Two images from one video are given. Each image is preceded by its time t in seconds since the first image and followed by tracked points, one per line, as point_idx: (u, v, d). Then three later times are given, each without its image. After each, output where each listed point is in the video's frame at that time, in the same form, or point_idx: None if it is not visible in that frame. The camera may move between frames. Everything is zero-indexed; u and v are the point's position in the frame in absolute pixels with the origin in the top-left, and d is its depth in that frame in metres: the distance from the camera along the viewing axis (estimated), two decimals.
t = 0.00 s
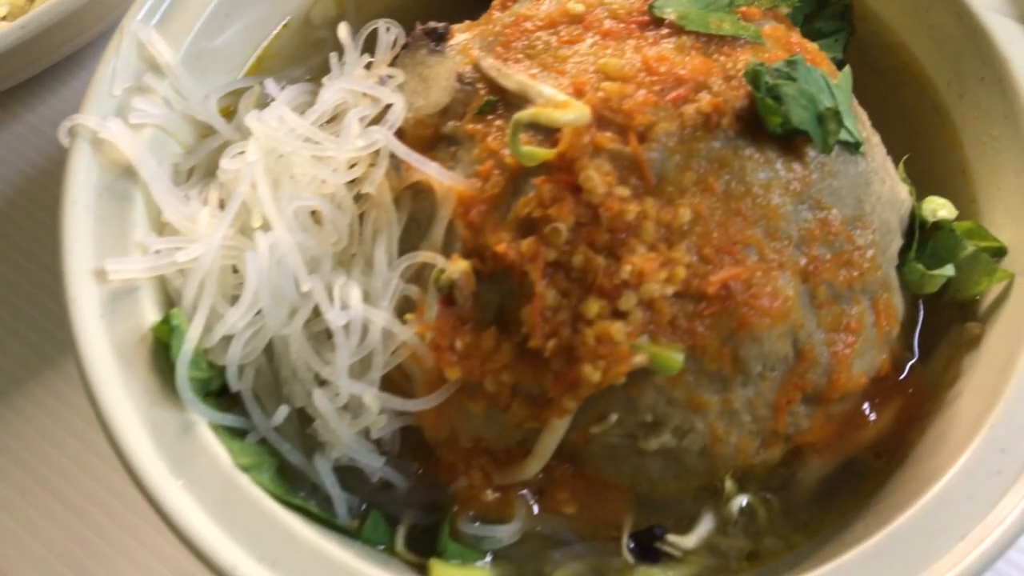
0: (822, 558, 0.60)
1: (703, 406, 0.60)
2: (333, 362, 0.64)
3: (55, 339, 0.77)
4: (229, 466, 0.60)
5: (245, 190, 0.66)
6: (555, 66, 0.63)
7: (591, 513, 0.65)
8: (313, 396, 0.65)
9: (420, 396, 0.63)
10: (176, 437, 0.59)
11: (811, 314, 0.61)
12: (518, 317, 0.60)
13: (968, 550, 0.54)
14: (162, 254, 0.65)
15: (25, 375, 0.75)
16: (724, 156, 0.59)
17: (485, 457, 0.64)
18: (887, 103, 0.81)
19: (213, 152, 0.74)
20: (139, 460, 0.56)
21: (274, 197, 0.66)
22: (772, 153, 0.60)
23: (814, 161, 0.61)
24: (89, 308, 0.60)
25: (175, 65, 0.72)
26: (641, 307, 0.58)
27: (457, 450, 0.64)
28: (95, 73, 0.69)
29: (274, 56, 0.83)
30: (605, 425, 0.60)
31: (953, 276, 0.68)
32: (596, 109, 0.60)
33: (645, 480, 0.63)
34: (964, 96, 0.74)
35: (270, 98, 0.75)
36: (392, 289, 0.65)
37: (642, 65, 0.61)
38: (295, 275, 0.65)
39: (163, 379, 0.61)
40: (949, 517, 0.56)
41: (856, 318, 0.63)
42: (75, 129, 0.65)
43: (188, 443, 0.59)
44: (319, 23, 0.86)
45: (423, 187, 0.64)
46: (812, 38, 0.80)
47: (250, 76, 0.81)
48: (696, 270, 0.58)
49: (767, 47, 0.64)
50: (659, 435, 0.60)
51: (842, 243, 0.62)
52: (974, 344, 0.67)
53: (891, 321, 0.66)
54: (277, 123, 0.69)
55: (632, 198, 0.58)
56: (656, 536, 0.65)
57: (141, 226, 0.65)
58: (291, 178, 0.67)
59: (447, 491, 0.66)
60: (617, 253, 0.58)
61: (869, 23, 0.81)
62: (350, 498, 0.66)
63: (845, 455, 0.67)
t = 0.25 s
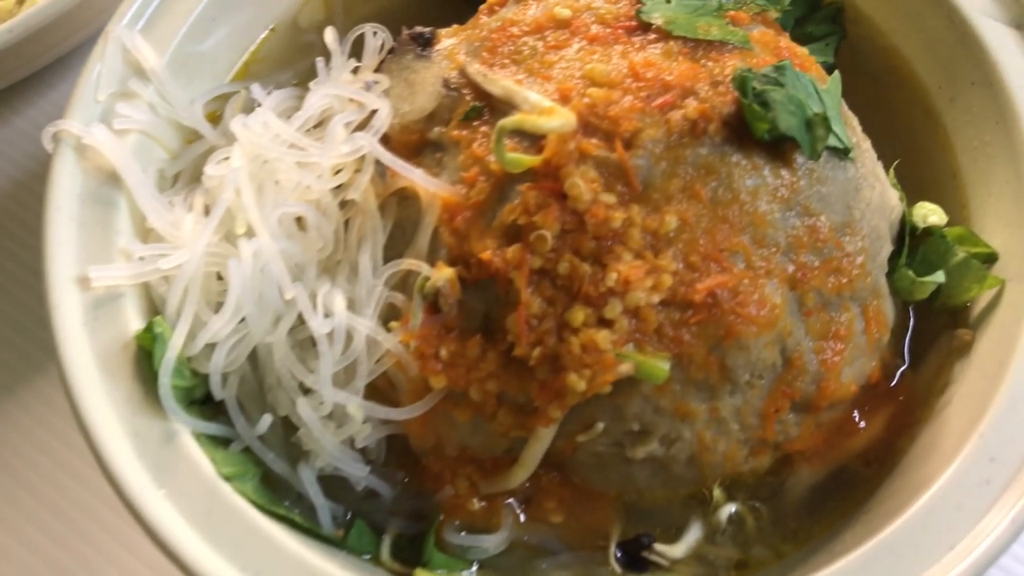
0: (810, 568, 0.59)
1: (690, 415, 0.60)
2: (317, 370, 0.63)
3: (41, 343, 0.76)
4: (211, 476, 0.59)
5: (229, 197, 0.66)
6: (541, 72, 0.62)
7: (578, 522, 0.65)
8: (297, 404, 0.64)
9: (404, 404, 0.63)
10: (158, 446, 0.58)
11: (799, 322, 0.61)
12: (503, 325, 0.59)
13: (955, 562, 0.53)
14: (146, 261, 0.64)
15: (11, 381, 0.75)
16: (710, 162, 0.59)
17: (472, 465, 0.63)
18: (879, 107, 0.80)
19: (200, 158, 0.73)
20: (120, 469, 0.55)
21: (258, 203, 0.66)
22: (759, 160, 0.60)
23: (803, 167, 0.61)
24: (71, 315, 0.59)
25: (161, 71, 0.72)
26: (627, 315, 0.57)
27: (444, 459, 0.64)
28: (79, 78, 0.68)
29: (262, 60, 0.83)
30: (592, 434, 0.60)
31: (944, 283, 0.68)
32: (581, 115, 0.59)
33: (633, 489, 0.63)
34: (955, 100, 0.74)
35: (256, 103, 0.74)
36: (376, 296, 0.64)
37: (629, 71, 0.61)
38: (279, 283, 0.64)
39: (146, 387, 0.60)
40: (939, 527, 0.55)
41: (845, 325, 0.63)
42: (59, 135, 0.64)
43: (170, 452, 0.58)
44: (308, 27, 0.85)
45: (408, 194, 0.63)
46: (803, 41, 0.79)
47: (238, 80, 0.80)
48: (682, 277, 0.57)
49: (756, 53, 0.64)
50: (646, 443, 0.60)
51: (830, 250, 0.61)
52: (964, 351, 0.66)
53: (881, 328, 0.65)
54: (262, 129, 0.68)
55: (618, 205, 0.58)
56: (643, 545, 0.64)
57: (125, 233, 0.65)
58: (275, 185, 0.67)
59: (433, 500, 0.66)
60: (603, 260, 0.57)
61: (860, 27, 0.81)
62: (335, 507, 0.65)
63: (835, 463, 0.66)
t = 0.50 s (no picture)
0: None
1: (683, 422, 0.59)
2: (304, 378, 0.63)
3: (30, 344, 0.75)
4: (198, 484, 0.58)
5: (217, 201, 0.65)
6: (531, 75, 0.62)
7: (570, 530, 0.64)
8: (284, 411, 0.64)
9: (393, 412, 0.63)
10: (144, 453, 0.57)
11: (792, 328, 0.60)
12: (493, 332, 0.59)
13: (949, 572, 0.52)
14: (133, 267, 0.63)
15: None
16: (703, 167, 0.58)
17: (462, 472, 0.63)
18: (876, 109, 0.80)
19: (189, 161, 0.73)
20: (105, 477, 0.54)
21: (246, 208, 0.65)
22: (752, 164, 0.59)
23: (796, 171, 0.60)
24: (57, 321, 0.58)
25: (149, 74, 0.71)
26: (618, 321, 0.56)
27: (434, 466, 0.63)
28: (66, 81, 0.67)
29: (252, 62, 0.82)
30: (583, 441, 0.59)
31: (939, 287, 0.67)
32: (572, 119, 0.58)
33: (625, 496, 0.62)
34: (951, 103, 0.73)
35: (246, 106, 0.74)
36: (365, 302, 0.64)
37: (620, 74, 0.60)
38: (266, 289, 0.64)
39: (132, 394, 0.59)
40: (933, 536, 0.54)
41: (839, 331, 0.62)
42: (46, 138, 0.63)
43: (157, 460, 0.58)
44: (299, 29, 0.85)
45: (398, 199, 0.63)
46: (797, 43, 0.79)
47: (227, 82, 0.80)
48: (674, 283, 0.57)
49: (749, 55, 0.63)
50: (638, 451, 0.59)
51: (824, 255, 0.61)
52: (960, 357, 0.66)
53: (876, 334, 0.65)
54: (251, 133, 0.68)
55: (609, 210, 0.57)
56: (635, 553, 0.63)
57: (112, 238, 0.64)
58: (263, 190, 0.66)
59: (423, 508, 0.65)
60: (594, 266, 0.57)
61: (856, 29, 0.80)
62: (323, 514, 0.64)
63: (829, 470, 0.66)
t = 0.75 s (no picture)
0: None
1: (672, 432, 0.58)
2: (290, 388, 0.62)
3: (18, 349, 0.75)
4: (182, 494, 0.57)
5: (202, 209, 0.64)
6: (520, 81, 0.61)
7: (559, 541, 0.63)
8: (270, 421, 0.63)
9: (380, 422, 0.62)
10: (127, 463, 0.56)
11: (783, 337, 0.59)
12: (480, 341, 0.58)
13: None
14: (118, 275, 0.63)
15: None
16: (692, 174, 0.58)
17: (450, 483, 0.62)
18: (871, 115, 0.79)
19: (176, 167, 0.72)
20: (88, 487, 0.54)
21: (232, 216, 0.64)
22: (742, 171, 0.59)
23: (786, 179, 0.60)
24: (40, 329, 0.58)
25: (135, 79, 0.70)
26: (606, 331, 0.56)
27: (422, 476, 0.63)
28: (52, 87, 0.66)
29: (241, 67, 0.81)
30: (571, 452, 0.58)
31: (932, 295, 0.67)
32: (560, 126, 0.58)
33: (615, 507, 0.62)
34: (945, 108, 0.72)
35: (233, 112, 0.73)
36: (351, 311, 0.64)
37: (609, 81, 0.59)
38: (251, 298, 0.63)
39: (116, 403, 0.59)
40: (924, 548, 0.54)
41: (830, 339, 0.61)
42: (30, 145, 0.63)
43: (140, 470, 0.57)
44: (289, 34, 0.84)
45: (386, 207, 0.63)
46: (789, 48, 0.80)
47: (215, 88, 0.79)
48: (663, 292, 0.56)
49: (740, 61, 0.63)
50: (627, 461, 0.59)
51: (815, 263, 0.60)
52: (953, 365, 0.65)
53: (868, 342, 0.64)
54: (238, 140, 0.67)
55: (597, 218, 0.57)
56: (624, 563, 0.62)
57: (97, 245, 0.63)
58: (249, 197, 0.65)
59: (411, 518, 0.65)
60: (582, 275, 0.56)
61: (850, 33, 0.80)
62: (310, 525, 0.64)
63: (821, 479, 0.65)
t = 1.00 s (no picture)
0: None
1: (665, 443, 0.57)
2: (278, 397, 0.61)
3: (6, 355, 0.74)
4: (168, 506, 0.56)
5: (190, 215, 0.63)
6: (511, 87, 0.60)
7: (551, 552, 0.63)
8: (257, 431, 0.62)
9: (369, 433, 0.61)
10: (113, 475, 0.56)
11: (777, 346, 0.59)
12: (471, 351, 0.57)
13: None
14: (105, 283, 0.62)
15: None
16: (685, 182, 0.57)
17: (440, 493, 0.61)
18: (868, 120, 0.79)
19: (164, 173, 0.71)
20: (72, 500, 0.53)
21: (219, 223, 0.64)
22: (736, 178, 0.58)
23: (781, 186, 0.59)
24: (25, 338, 0.57)
25: (123, 84, 0.69)
26: (598, 340, 0.55)
27: (411, 486, 0.62)
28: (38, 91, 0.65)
29: (230, 71, 0.81)
30: (563, 463, 0.57)
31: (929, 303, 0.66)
32: (551, 133, 0.57)
33: (607, 517, 0.61)
34: (942, 113, 0.72)
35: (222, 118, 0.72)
36: (340, 321, 0.63)
37: (601, 86, 0.59)
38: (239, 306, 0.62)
39: (102, 413, 0.58)
40: (920, 562, 0.53)
41: (826, 348, 0.60)
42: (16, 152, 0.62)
43: (126, 482, 0.56)
44: (280, 37, 0.84)
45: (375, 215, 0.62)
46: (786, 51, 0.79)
47: (204, 92, 0.78)
48: (655, 301, 0.55)
49: (734, 66, 0.62)
50: (619, 472, 0.58)
51: (810, 271, 0.59)
52: (950, 374, 0.64)
53: (864, 351, 0.63)
54: (225, 146, 0.66)
55: (588, 226, 0.56)
56: (617, 575, 0.61)
57: (84, 253, 0.62)
58: (237, 204, 0.65)
59: (401, 529, 0.64)
60: (573, 284, 0.55)
61: (847, 37, 0.79)
62: (298, 536, 0.63)
63: (816, 489, 0.65)
